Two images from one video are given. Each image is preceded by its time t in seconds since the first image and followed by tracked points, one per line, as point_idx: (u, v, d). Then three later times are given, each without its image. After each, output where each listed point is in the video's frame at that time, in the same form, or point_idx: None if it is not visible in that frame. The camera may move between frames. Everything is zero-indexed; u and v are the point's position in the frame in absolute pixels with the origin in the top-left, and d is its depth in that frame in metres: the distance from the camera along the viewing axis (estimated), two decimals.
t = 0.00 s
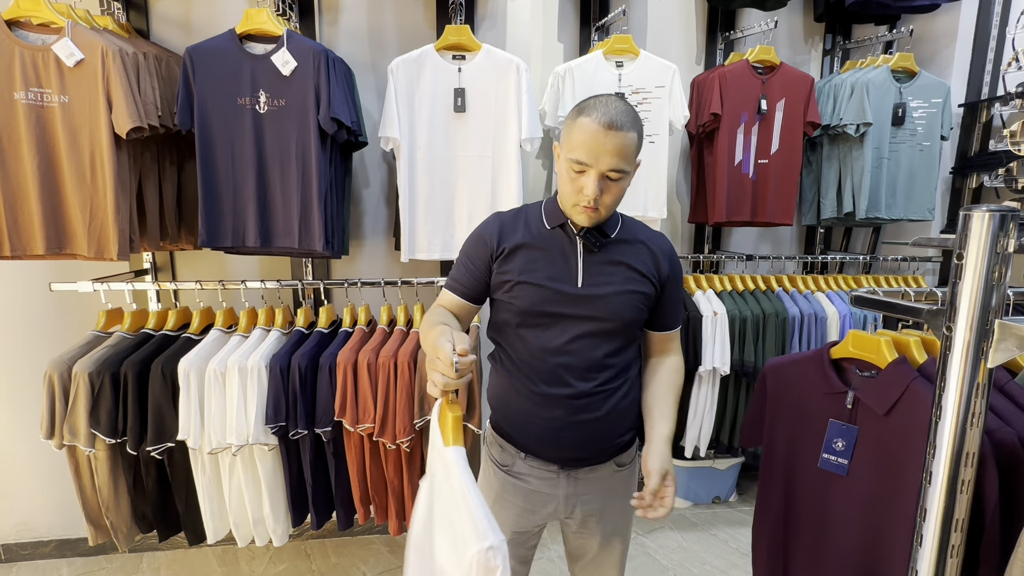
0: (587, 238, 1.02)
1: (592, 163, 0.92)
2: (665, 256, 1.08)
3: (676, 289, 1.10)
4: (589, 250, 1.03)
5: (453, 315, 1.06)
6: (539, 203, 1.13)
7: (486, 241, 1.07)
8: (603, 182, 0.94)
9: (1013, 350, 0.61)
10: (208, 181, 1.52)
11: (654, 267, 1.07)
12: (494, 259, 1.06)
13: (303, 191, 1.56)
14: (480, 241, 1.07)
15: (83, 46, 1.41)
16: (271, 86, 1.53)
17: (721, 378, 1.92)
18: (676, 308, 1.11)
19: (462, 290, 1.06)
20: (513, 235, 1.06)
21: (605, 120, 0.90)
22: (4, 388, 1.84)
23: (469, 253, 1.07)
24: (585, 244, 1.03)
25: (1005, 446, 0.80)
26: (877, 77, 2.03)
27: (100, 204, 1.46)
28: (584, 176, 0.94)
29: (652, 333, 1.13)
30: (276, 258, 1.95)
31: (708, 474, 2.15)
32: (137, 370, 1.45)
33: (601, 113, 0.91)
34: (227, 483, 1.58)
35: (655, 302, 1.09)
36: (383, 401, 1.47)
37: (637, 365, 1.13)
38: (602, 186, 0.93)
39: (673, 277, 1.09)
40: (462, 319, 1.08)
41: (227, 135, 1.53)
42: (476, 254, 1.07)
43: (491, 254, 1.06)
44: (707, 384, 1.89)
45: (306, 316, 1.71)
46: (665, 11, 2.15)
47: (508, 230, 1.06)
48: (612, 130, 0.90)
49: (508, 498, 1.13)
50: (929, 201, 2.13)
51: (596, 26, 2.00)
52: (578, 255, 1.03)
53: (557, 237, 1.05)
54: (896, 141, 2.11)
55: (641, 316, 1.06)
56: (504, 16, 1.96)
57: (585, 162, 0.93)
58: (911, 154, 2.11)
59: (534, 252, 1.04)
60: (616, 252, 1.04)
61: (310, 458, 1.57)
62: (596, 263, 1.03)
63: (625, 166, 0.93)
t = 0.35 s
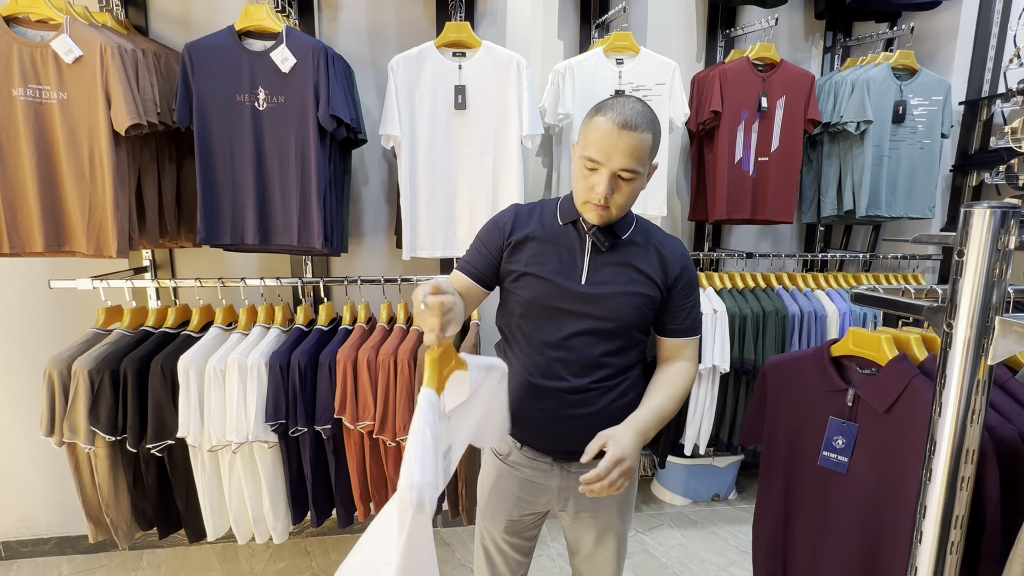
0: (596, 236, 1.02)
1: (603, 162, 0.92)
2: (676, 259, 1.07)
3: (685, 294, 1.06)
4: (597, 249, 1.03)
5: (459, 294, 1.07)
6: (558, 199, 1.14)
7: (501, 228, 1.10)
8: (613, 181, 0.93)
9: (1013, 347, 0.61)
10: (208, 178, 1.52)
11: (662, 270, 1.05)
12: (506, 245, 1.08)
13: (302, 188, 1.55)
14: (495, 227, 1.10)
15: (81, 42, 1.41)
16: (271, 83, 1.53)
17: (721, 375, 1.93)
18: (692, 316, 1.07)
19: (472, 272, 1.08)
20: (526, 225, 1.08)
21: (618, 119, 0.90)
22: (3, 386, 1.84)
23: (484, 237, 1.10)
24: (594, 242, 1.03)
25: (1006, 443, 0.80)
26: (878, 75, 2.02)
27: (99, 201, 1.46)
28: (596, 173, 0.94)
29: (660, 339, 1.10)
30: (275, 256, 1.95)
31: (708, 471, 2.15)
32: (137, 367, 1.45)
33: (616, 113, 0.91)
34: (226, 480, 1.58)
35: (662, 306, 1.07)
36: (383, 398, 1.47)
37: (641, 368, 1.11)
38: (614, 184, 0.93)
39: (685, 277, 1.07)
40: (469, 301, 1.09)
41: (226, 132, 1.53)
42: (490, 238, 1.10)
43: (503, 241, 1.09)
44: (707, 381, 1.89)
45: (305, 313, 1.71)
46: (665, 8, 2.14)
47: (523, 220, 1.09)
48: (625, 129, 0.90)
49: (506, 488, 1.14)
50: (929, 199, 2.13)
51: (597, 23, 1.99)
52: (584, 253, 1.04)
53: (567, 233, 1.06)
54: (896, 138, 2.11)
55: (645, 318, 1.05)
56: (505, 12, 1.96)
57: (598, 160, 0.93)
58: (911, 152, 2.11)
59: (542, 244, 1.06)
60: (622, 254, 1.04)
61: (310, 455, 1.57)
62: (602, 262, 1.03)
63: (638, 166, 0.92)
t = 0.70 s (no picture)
0: (588, 228, 1.04)
1: (599, 145, 0.97)
2: (668, 254, 1.08)
3: (677, 291, 1.07)
4: (588, 242, 1.06)
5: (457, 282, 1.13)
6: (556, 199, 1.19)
7: (498, 222, 1.15)
8: (609, 164, 0.97)
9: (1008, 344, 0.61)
10: (207, 177, 1.52)
11: (652, 265, 1.07)
12: (502, 237, 1.14)
13: (302, 187, 1.55)
14: (494, 220, 1.15)
15: (81, 41, 1.41)
16: (270, 82, 1.53)
17: (720, 374, 1.93)
18: (684, 311, 1.06)
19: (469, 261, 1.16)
20: (522, 219, 1.14)
21: (611, 106, 0.96)
22: (4, 385, 1.84)
23: (483, 230, 1.17)
24: (586, 236, 1.05)
25: (1003, 440, 0.81)
26: (877, 73, 2.03)
27: (99, 199, 1.46)
28: (592, 159, 0.99)
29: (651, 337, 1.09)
30: (275, 255, 1.96)
31: (707, 469, 2.16)
32: (137, 366, 1.45)
33: (609, 102, 0.98)
34: (227, 478, 1.58)
35: (651, 301, 1.08)
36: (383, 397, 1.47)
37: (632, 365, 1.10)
38: (610, 167, 0.97)
39: (677, 271, 1.07)
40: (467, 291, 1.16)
41: (226, 131, 1.53)
42: (488, 231, 1.16)
43: (500, 234, 1.14)
44: (706, 379, 1.90)
45: (305, 312, 1.71)
46: (665, 7, 2.15)
47: (519, 215, 1.15)
48: (619, 115, 0.96)
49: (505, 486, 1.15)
50: (928, 198, 2.13)
51: (596, 22, 1.99)
52: (576, 246, 1.07)
53: (561, 227, 1.09)
54: (895, 137, 2.11)
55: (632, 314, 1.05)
56: (504, 11, 1.96)
57: (593, 144, 0.98)
58: (910, 151, 2.11)
59: (533, 237, 1.10)
60: (614, 247, 1.06)
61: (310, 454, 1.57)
62: (592, 255, 1.05)
63: (631, 151, 0.97)
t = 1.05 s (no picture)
0: (570, 227, 1.08)
1: (585, 145, 0.97)
2: (650, 250, 1.10)
3: (652, 286, 1.08)
4: (572, 241, 1.09)
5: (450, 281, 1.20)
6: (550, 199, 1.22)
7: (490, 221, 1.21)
8: (596, 162, 0.98)
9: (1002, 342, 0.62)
10: (207, 176, 1.52)
11: (630, 261, 1.08)
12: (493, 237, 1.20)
13: (302, 186, 1.56)
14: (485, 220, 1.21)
15: (81, 41, 1.41)
16: (270, 82, 1.53)
17: (718, 372, 1.94)
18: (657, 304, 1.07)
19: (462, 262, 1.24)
20: (513, 219, 1.18)
21: (595, 105, 0.97)
22: (5, 384, 1.85)
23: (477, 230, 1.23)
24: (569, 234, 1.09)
25: (996, 438, 0.81)
26: (875, 72, 2.03)
27: (99, 199, 1.47)
28: (579, 158, 0.99)
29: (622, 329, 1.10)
30: (275, 254, 1.96)
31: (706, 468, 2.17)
32: (137, 365, 1.46)
33: (593, 102, 0.98)
34: (227, 477, 1.58)
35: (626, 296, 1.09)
36: (383, 396, 1.47)
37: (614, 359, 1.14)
38: (597, 165, 0.98)
39: (658, 267, 1.08)
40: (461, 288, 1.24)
41: (226, 131, 1.53)
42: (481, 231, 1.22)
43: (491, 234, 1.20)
44: (705, 378, 1.90)
45: (304, 312, 1.71)
46: (664, 6, 2.15)
47: (510, 215, 1.20)
48: (603, 113, 0.96)
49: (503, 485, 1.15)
50: (926, 196, 2.13)
51: (595, 21, 2.00)
52: (559, 244, 1.11)
53: (548, 225, 1.13)
54: (894, 136, 2.11)
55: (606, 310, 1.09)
56: (502, 11, 1.96)
57: (579, 143, 0.98)
58: (908, 150, 2.12)
59: (520, 235, 1.15)
60: (595, 245, 1.08)
61: (310, 452, 1.58)
62: (573, 252, 1.09)
63: (617, 148, 0.97)
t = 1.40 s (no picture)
0: (563, 227, 1.08)
1: (573, 146, 0.98)
2: (644, 249, 1.08)
3: (648, 284, 1.06)
4: (565, 240, 1.10)
5: (447, 286, 1.26)
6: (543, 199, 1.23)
7: (483, 225, 1.22)
8: (585, 163, 0.98)
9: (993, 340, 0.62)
10: (206, 175, 1.53)
11: (625, 261, 1.08)
12: (486, 241, 1.21)
13: (301, 185, 1.56)
14: (479, 224, 1.23)
15: (80, 42, 1.42)
16: (269, 82, 1.54)
17: (716, 370, 1.94)
18: (655, 303, 1.04)
19: (459, 267, 1.26)
20: (505, 221, 1.19)
21: (581, 105, 0.97)
22: (6, 383, 1.86)
23: (470, 235, 1.24)
24: (562, 233, 1.09)
25: (988, 434, 0.82)
26: (873, 71, 2.03)
27: (98, 199, 1.47)
28: (568, 159, 1.00)
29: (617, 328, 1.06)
30: (274, 254, 1.97)
31: (704, 466, 2.17)
32: (137, 364, 1.46)
33: (579, 101, 0.97)
34: (227, 475, 1.59)
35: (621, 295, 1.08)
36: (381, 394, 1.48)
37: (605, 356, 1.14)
38: (587, 165, 0.98)
39: (654, 265, 1.07)
40: (458, 293, 1.29)
41: (226, 131, 1.54)
42: (474, 235, 1.23)
43: (484, 238, 1.21)
44: (703, 376, 1.91)
45: (303, 311, 1.72)
46: (662, 5, 2.15)
47: (503, 218, 1.20)
48: (590, 113, 0.96)
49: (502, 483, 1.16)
50: (924, 194, 2.14)
51: (593, 20, 2.00)
52: (552, 244, 1.11)
53: (542, 225, 1.14)
54: (892, 134, 2.11)
55: (597, 310, 1.09)
56: (501, 10, 1.96)
57: (567, 144, 0.98)
58: (906, 148, 2.12)
59: (514, 238, 1.16)
60: (589, 245, 1.09)
61: (310, 450, 1.58)
62: (566, 252, 1.10)
63: (606, 147, 0.97)
